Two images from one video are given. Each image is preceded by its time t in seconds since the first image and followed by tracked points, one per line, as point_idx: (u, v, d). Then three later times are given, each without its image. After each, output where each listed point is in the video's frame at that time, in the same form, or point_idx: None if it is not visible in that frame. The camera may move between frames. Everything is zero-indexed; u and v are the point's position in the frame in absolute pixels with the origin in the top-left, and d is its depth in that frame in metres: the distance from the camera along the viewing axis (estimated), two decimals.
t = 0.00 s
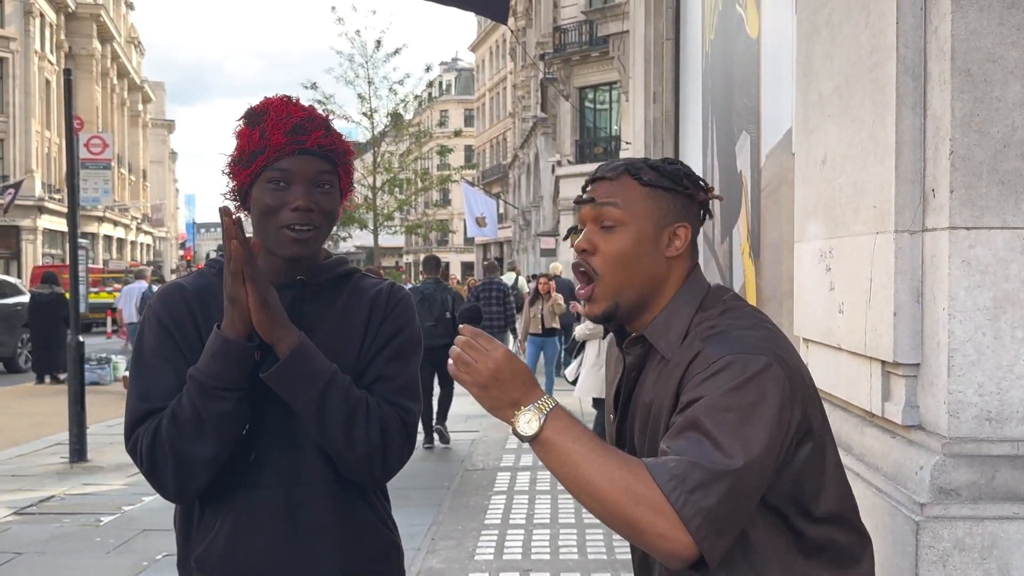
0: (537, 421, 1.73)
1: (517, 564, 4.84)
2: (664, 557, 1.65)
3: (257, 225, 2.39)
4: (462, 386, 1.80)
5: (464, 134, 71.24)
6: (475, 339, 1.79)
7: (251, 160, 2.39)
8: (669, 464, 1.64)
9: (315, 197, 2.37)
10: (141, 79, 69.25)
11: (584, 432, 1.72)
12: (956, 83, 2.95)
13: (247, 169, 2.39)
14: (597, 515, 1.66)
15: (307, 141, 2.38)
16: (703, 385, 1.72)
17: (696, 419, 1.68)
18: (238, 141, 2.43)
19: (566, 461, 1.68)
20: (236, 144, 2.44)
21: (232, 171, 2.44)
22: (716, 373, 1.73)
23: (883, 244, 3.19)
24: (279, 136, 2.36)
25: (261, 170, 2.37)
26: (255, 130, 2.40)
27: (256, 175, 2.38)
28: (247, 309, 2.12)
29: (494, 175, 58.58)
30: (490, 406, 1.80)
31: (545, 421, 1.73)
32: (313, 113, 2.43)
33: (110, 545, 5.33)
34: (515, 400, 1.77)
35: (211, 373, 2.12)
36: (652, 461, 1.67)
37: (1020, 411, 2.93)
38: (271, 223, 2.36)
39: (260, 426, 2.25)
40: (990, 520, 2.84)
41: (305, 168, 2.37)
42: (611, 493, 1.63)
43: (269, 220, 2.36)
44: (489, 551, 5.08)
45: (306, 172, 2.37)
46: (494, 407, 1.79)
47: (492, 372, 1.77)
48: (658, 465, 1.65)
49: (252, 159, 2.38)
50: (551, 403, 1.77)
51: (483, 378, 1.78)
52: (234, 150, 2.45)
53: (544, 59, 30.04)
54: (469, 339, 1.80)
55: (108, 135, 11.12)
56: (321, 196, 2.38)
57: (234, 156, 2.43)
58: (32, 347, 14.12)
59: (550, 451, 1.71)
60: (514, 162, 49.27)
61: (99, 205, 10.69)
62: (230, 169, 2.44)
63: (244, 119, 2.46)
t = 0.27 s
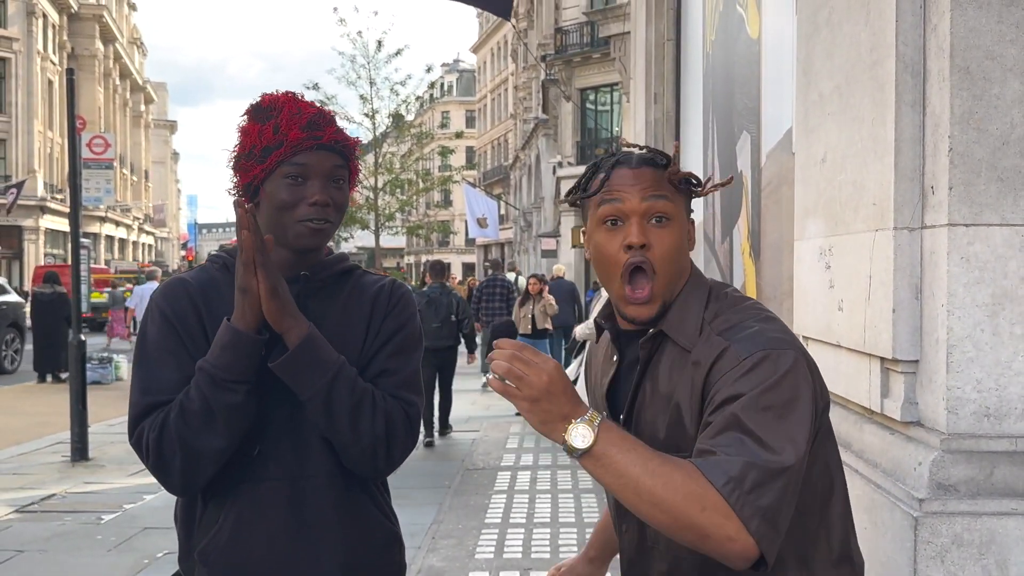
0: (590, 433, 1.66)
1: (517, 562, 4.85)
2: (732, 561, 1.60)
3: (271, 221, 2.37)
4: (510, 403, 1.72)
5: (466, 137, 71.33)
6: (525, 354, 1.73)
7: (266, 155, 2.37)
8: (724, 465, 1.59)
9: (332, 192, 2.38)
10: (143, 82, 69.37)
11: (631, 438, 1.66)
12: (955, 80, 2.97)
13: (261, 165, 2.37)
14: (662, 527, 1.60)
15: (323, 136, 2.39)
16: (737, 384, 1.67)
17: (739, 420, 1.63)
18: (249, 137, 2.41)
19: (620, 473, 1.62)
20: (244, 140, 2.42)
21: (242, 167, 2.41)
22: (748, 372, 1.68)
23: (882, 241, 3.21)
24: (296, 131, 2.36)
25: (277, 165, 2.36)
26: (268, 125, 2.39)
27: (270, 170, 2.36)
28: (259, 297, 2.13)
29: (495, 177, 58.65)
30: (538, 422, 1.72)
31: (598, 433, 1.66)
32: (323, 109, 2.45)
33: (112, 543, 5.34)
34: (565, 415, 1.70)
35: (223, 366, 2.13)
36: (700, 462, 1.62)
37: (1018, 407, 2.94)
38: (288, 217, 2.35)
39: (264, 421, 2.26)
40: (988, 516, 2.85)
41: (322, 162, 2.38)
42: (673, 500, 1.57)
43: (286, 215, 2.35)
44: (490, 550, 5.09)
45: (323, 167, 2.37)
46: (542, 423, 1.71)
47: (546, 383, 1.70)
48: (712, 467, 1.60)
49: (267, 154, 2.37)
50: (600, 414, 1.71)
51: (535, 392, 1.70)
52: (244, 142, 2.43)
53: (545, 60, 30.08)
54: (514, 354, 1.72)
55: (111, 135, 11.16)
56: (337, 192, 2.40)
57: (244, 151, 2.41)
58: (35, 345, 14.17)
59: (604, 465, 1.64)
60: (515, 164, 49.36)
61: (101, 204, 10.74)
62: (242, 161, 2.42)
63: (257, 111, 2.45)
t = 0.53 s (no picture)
0: (638, 396, 1.60)
1: (518, 559, 4.87)
2: (778, 500, 1.63)
3: (303, 222, 2.35)
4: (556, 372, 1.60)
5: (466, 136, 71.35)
6: (569, 318, 1.61)
7: (300, 156, 2.34)
8: (766, 411, 1.60)
9: (361, 192, 2.41)
10: (143, 81, 69.40)
11: (671, 394, 1.62)
12: (956, 78, 2.98)
13: (296, 165, 2.33)
14: (719, 482, 1.59)
15: (352, 138, 2.42)
16: (757, 326, 1.67)
17: (768, 363, 1.63)
18: (277, 135, 2.36)
19: (670, 434, 1.59)
20: (271, 138, 2.36)
21: (270, 166, 2.36)
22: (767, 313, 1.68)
23: (884, 238, 3.22)
24: (333, 133, 2.36)
25: (313, 166, 2.34)
26: (300, 125, 2.36)
27: (305, 170, 2.34)
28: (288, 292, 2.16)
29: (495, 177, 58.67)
30: (584, 389, 1.63)
31: (644, 394, 1.60)
32: (343, 110, 2.47)
33: (113, 539, 5.36)
34: (611, 379, 1.62)
35: (246, 359, 2.14)
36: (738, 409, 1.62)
37: (1019, 404, 2.94)
38: (324, 218, 2.33)
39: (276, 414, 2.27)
40: (988, 512, 2.85)
41: (354, 164, 2.41)
42: (730, 453, 1.57)
43: (322, 215, 2.34)
44: (491, 547, 5.10)
45: (355, 168, 2.40)
46: (589, 390, 1.63)
47: (596, 349, 1.60)
48: (755, 412, 1.60)
49: (302, 155, 2.34)
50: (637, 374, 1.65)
51: (586, 358, 1.60)
52: (266, 140, 2.38)
53: (546, 59, 30.09)
54: (559, 320, 1.60)
55: (113, 132, 11.17)
56: (365, 192, 2.43)
57: (272, 149, 2.36)
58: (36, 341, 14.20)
59: (655, 427, 1.60)
60: (516, 163, 49.37)
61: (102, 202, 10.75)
62: (268, 160, 2.36)
63: (274, 109, 2.39)
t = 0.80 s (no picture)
0: (574, 426, 1.72)
1: (519, 552, 4.88)
2: (728, 533, 1.68)
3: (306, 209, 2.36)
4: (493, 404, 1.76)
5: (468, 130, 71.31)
6: (502, 352, 1.76)
7: (303, 143, 2.35)
8: (716, 443, 1.65)
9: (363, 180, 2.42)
10: (145, 75, 69.41)
11: (615, 430, 1.72)
12: (959, 69, 2.97)
13: (299, 152, 2.34)
14: (662, 512, 1.66)
15: (355, 124, 2.43)
16: (731, 369, 1.73)
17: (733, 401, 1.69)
18: (279, 123, 2.36)
19: (615, 465, 1.69)
20: (273, 125, 2.37)
21: (272, 153, 2.36)
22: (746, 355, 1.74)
23: (886, 230, 3.21)
24: (335, 119, 2.37)
25: (315, 153, 2.35)
26: (301, 112, 2.36)
27: (308, 157, 2.35)
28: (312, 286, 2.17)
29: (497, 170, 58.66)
30: (523, 421, 1.77)
31: (582, 425, 1.72)
32: (346, 95, 2.47)
33: (115, 531, 5.37)
34: (547, 410, 1.76)
35: (270, 359, 2.14)
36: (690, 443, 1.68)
37: (1021, 396, 2.94)
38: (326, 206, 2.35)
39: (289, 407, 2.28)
40: (989, 505, 2.85)
41: (356, 150, 2.41)
42: (669, 482, 1.64)
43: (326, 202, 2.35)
44: (492, 539, 5.11)
45: (357, 154, 2.40)
46: (527, 422, 1.77)
47: (529, 381, 1.75)
48: (705, 445, 1.66)
49: (304, 142, 2.35)
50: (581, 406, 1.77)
51: (519, 390, 1.75)
52: (269, 129, 2.38)
53: (548, 53, 30.05)
54: (492, 354, 1.76)
55: (115, 125, 11.18)
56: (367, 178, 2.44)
57: (273, 137, 2.36)
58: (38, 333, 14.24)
59: (595, 456, 1.71)
60: (517, 157, 49.36)
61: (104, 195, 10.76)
62: (269, 148, 2.36)
63: (274, 97, 2.41)
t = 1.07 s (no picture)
0: (548, 426, 1.70)
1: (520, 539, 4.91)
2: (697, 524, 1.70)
3: (279, 189, 2.37)
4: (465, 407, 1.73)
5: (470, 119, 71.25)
6: (476, 358, 1.73)
7: (271, 123, 2.35)
8: (686, 440, 1.67)
9: (336, 157, 2.43)
10: (147, 65, 69.37)
11: (584, 427, 1.72)
12: (959, 53, 2.96)
13: (267, 132, 2.35)
14: (634, 505, 1.67)
15: (324, 103, 2.42)
16: (705, 359, 1.74)
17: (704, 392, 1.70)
18: (246, 105, 2.36)
19: (583, 464, 1.69)
20: (240, 108, 2.37)
21: (241, 136, 2.37)
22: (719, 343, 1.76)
23: (885, 216, 3.21)
24: (303, 98, 2.37)
25: (284, 133, 2.35)
26: (268, 93, 2.36)
27: (277, 138, 2.35)
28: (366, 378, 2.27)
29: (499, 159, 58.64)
30: (497, 422, 1.74)
31: (555, 424, 1.71)
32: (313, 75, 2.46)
33: (117, 519, 5.39)
34: (522, 412, 1.74)
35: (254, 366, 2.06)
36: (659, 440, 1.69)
37: (1020, 381, 2.94)
38: (299, 185, 2.36)
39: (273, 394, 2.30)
40: (989, 489, 2.85)
41: (327, 128, 2.41)
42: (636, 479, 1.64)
43: (298, 181, 2.36)
44: (493, 526, 5.14)
45: (329, 131, 2.41)
46: (503, 423, 1.74)
47: (502, 386, 1.73)
48: (675, 443, 1.67)
49: (273, 123, 2.35)
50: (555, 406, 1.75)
51: (493, 394, 1.73)
52: (240, 113, 2.38)
53: (549, 40, 29.99)
54: (468, 361, 1.73)
55: (116, 114, 11.18)
56: (340, 156, 2.44)
57: (241, 120, 2.37)
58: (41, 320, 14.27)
59: (567, 453, 1.70)
60: (519, 145, 49.33)
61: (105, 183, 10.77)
62: (240, 132, 2.37)
63: (243, 81, 2.40)
